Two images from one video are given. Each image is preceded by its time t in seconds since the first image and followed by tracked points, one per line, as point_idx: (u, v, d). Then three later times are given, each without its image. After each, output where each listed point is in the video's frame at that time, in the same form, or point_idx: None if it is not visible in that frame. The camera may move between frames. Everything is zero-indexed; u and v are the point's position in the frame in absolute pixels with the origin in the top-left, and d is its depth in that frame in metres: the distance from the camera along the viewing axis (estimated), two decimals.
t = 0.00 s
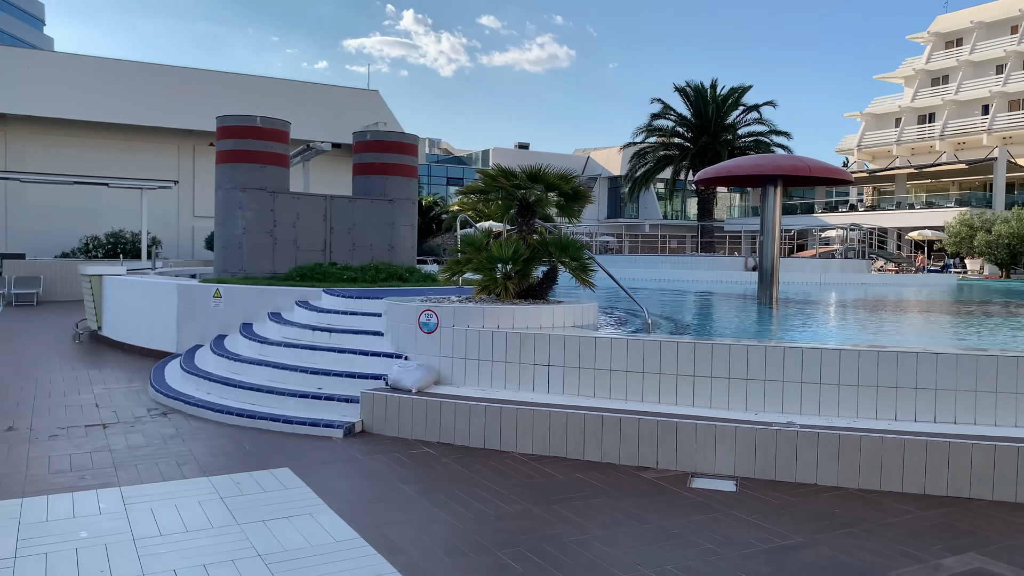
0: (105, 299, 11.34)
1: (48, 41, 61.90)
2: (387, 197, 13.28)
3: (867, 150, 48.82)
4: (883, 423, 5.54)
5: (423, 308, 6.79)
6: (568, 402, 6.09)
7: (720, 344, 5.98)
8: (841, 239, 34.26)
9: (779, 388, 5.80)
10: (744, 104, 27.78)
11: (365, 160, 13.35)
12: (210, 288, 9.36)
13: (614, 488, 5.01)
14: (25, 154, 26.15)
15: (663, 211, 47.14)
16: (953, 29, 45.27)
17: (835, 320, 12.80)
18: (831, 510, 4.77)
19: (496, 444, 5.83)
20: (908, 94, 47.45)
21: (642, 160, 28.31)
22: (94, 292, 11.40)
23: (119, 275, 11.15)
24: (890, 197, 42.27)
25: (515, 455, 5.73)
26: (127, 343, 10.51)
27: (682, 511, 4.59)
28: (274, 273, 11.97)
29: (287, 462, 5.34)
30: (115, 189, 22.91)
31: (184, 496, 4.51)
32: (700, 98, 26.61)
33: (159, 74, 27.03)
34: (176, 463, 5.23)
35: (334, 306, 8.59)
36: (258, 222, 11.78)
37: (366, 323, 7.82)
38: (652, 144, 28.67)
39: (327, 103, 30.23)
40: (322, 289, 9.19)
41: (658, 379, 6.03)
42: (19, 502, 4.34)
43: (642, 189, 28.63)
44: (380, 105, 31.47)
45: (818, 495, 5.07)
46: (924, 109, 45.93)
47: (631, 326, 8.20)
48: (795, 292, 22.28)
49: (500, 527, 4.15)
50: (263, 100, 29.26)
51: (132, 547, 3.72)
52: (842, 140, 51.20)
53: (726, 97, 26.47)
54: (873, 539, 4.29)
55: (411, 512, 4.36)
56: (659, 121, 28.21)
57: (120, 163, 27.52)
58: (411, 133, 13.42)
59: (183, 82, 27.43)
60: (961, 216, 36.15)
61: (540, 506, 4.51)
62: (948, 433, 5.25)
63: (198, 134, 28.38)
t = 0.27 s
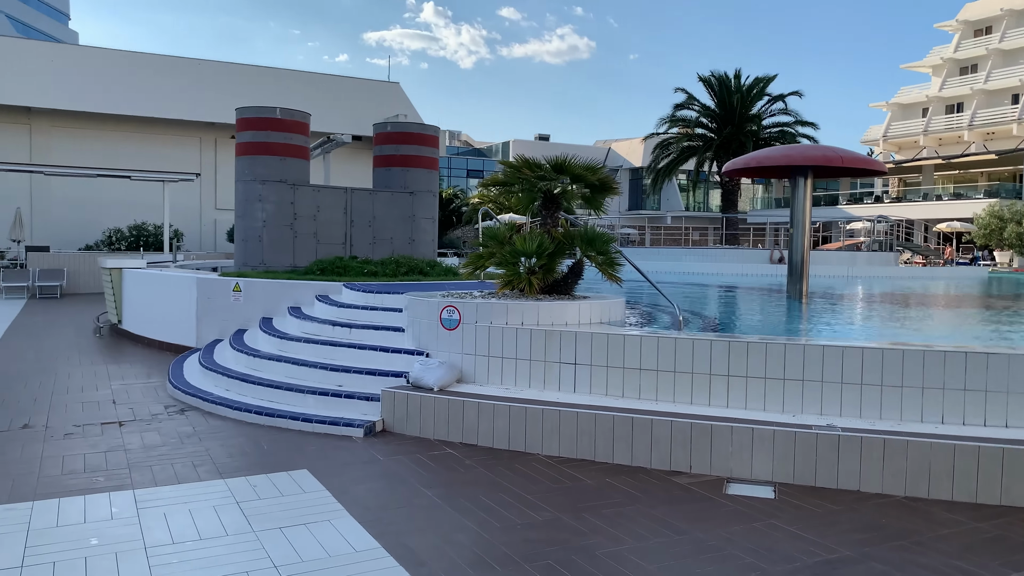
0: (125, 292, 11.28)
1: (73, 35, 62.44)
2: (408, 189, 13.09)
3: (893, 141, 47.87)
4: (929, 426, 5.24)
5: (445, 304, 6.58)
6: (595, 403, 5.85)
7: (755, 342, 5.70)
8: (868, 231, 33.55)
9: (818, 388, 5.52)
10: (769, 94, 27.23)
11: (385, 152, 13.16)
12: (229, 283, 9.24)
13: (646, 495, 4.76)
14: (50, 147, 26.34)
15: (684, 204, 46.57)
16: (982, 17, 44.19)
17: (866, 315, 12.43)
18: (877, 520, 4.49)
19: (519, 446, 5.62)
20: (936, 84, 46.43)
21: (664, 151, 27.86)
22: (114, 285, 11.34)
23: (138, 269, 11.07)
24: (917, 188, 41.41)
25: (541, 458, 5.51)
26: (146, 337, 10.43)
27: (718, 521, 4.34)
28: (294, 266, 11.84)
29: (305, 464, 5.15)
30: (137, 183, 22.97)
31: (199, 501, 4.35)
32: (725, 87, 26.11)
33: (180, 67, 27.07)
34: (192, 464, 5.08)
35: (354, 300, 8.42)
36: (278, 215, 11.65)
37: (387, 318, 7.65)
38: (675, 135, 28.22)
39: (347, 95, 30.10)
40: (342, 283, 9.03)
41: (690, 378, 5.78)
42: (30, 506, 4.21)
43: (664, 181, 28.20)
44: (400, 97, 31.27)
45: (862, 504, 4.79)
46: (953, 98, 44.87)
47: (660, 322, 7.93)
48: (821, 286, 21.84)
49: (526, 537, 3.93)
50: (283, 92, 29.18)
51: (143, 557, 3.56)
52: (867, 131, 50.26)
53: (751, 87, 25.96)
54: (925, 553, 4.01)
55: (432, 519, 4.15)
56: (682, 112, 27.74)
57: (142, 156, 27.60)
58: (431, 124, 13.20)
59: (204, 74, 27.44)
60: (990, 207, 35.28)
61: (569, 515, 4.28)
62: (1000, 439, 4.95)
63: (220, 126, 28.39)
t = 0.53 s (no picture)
0: (138, 293, 11.14)
1: (86, 37, 62.72)
2: (424, 185, 12.90)
3: (911, 134, 47.19)
4: (980, 429, 4.95)
5: (466, 302, 6.36)
6: (623, 405, 5.61)
7: (793, 340, 5.43)
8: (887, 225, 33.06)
9: (859, 389, 5.25)
10: (786, 87, 26.79)
11: (400, 148, 12.96)
12: (243, 282, 9.07)
13: (682, 503, 4.52)
14: (64, 148, 26.37)
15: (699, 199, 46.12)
16: (1002, 7, 43.42)
17: (894, 309, 12.10)
18: (930, 530, 4.22)
19: (546, 451, 5.39)
20: (954, 76, 45.70)
21: (680, 146, 27.49)
22: (127, 285, 11.21)
23: (152, 268, 10.93)
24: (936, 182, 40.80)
25: (568, 463, 5.27)
26: (161, 338, 10.29)
27: (761, 531, 4.09)
28: (310, 264, 11.67)
29: (323, 470, 4.94)
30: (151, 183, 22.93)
31: (214, 511, 4.15)
32: (742, 81, 25.70)
33: (193, 67, 27.00)
34: (207, 471, 4.89)
35: (371, 299, 8.22)
36: (292, 213, 11.48)
37: (405, 318, 7.44)
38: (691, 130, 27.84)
39: (359, 93, 29.96)
40: (358, 282, 8.84)
41: (724, 378, 5.52)
42: (39, 517, 4.03)
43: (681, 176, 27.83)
44: (413, 94, 31.09)
45: (912, 512, 4.51)
46: (971, 90, 44.13)
47: (686, 319, 7.67)
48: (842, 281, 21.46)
49: (559, 551, 3.70)
50: (295, 91, 29.07)
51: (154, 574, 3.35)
52: (884, 124, 49.58)
53: (769, 81, 25.53)
54: (986, 566, 3.75)
55: (459, 530, 3.94)
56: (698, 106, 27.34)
57: (156, 156, 27.58)
58: (447, 119, 12.99)
59: (217, 73, 27.37)
60: (1013, 201, 34.65)
61: (602, 526, 4.04)
62: None
63: (233, 125, 28.33)
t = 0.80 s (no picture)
0: (145, 307, 10.95)
1: (91, 50, 62.94)
2: (433, 194, 12.69)
3: (919, 135, 46.83)
4: None
5: (482, 315, 6.13)
6: (649, 422, 5.36)
7: (827, 352, 5.18)
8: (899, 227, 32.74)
9: (900, 402, 4.98)
10: (795, 90, 26.53)
11: (409, 156, 12.76)
12: (252, 296, 8.86)
13: (719, 528, 4.26)
14: (70, 161, 26.31)
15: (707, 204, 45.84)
16: (1009, 7, 43.09)
17: (917, 314, 11.83)
18: (986, 555, 3.95)
19: (570, 471, 5.15)
20: (961, 77, 45.36)
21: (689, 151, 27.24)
22: (133, 299, 11.02)
23: (158, 282, 10.74)
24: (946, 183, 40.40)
25: (594, 484, 5.02)
26: (168, 353, 10.09)
27: (806, 559, 3.83)
28: (318, 276, 11.46)
29: (339, 494, 4.71)
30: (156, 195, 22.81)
31: (225, 542, 3.92)
32: (750, 85, 25.45)
33: (197, 78, 26.91)
34: (217, 496, 4.66)
35: (383, 312, 8.00)
36: (300, 224, 11.28)
37: (418, 331, 7.21)
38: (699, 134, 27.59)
39: (364, 102, 29.83)
40: (370, 294, 8.62)
41: (755, 392, 5.26)
42: (41, 550, 3.81)
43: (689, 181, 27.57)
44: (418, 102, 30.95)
45: (961, 534, 4.25)
46: (979, 91, 43.77)
47: (709, 328, 7.43)
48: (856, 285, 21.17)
49: None
50: (300, 100, 28.95)
51: None
52: (891, 126, 49.24)
53: (777, 84, 25.27)
54: None
55: (485, 561, 3.69)
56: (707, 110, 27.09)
57: (161, 167, 27.50)
58: (456, 126, 12.79)
59: (221, 84, 27.28)
60: None
61: (637, 556, 3.79)
62: None
63: (238, 136, 28.23)
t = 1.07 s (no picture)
0: (148, 323, 10.77)
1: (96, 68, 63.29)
2: (440, 206, 12.52)
3: (923, 143, 46.62)
4: None
5: (494, 329, 5.93)
6: (671, 438, 5.14)
7: (856, 364, 4.95)
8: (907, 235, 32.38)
9: (934, 416, 4.74)
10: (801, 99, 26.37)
11: (415, 168, 12.60)
12: (256, 311, 8.67)
13: (751, 552, 4.03)
14: (75, 177, 26.29)
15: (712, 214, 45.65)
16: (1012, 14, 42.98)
17: (935, 322, 11.59)
18: None
19: (590, 491, 4.92)
20: (965, 84, 45.19)
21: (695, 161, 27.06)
22: (136, 316, 10.84)
23: (161, 298, 10.55)
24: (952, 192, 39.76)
25: (616, 505, 4.79)
26: (171, 370, 9.89)
27: None
28: (324, 290, 11.28)
29: (349, 519, 4.48)
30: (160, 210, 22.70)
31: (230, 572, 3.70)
32: (756, 94, 25.30)
33: (201, 93, 26.90)
34: (221, 521, 4.44)
35: (391, 326, 7.80)
36: (306, 237, 11.12)
37: (428, 346, 7.00)
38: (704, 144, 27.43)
39: (368, 115, 29.77)
40: (377, 308, 8.43)
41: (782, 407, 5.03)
42: None
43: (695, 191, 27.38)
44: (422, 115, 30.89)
45: (1008, 556, 4.00)
46: (983, 98, 43.63)
47: (728, 340, 7.21)
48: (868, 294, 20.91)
49: None
50: (304, 114, 28.92)
51: None
52: (895, 134, 49.05)
53: (783, 92, 25.11)
54: None
55: None
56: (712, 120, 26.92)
57: (166, 183, 27.46)
58: (462, 137, 12.64)
59: (225, 99, 27.26)
60: None
61: None
62: None
63: (243, 151, 28.20)
